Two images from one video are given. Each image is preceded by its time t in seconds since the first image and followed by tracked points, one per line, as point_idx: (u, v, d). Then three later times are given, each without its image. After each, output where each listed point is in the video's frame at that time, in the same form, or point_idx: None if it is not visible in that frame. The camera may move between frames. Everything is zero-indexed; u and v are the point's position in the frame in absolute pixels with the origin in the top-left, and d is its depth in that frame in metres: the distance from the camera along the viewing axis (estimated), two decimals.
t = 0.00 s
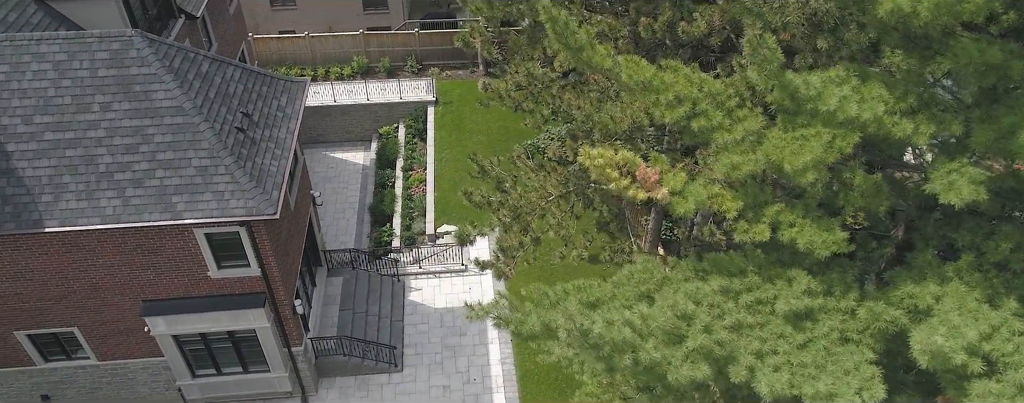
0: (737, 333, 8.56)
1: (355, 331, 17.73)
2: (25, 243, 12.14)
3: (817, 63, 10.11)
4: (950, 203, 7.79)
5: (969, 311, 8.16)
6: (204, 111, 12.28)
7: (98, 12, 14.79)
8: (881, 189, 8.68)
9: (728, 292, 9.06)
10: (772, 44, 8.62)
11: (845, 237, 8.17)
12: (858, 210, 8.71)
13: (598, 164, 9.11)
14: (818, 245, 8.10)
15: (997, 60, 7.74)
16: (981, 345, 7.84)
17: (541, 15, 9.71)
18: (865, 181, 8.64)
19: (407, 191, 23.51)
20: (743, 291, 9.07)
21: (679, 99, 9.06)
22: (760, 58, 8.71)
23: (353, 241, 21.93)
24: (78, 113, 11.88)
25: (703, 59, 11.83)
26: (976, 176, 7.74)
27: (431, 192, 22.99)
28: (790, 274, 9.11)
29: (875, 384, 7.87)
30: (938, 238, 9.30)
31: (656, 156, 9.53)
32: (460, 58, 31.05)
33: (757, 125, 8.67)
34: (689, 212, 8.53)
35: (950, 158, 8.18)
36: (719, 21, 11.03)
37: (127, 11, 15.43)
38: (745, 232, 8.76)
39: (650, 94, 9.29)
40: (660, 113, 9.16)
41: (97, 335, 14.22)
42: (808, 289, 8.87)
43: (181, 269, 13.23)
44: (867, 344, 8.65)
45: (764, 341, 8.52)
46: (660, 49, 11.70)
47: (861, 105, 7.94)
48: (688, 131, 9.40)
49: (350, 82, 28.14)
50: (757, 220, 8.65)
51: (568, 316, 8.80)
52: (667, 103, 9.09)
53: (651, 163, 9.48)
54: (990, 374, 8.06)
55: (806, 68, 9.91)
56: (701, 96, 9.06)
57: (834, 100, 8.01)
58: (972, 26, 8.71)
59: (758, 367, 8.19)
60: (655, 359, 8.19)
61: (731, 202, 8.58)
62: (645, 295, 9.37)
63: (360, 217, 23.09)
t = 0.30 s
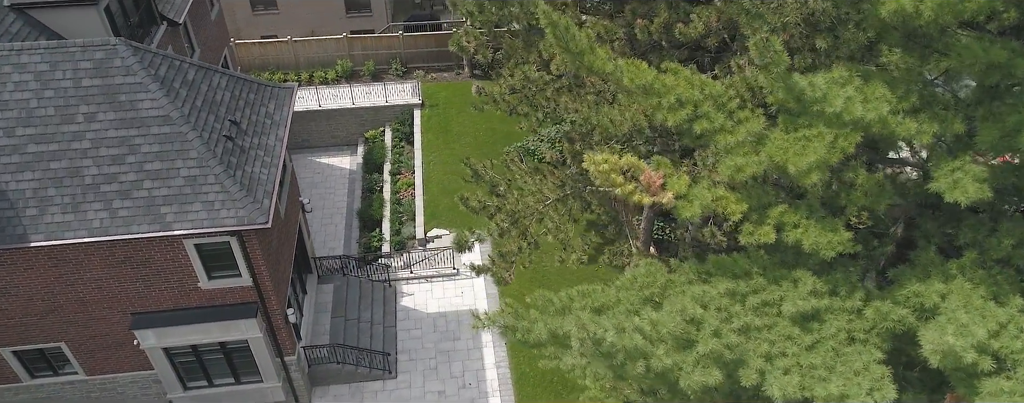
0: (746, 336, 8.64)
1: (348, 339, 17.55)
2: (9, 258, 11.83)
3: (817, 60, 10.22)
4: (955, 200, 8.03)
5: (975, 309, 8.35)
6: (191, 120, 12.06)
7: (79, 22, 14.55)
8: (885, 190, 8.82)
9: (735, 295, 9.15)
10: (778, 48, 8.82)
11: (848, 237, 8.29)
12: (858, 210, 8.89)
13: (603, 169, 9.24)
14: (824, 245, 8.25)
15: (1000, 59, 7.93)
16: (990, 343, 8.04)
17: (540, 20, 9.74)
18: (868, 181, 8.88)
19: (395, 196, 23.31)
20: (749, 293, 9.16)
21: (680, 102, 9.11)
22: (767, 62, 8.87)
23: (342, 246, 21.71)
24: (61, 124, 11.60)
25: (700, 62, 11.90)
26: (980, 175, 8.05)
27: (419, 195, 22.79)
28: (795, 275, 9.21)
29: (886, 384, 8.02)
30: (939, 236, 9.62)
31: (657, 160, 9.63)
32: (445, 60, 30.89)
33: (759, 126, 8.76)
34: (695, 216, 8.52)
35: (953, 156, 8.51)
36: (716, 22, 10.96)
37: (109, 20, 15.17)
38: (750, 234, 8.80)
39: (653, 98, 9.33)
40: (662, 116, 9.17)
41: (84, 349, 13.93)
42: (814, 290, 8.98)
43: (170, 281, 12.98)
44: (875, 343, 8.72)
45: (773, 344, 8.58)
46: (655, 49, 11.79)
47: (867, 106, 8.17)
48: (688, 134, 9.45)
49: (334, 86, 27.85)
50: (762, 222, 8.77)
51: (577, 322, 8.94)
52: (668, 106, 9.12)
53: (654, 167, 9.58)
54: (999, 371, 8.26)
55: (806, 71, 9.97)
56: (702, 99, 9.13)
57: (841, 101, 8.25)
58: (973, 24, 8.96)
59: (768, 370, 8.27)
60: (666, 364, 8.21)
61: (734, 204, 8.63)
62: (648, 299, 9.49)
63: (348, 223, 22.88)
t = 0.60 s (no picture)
0: (755, 338, 9.09)
1: (341, 347, 17.40)
2: None
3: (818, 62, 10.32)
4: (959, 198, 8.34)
5: (981, 305, 8.64)
6: (179, 129, 11.85)
7: (60, 31, 14.23)
8: (888, 188, 9.19)
9: (743, 297, 9.60)
10: (786, 50, 9.26)
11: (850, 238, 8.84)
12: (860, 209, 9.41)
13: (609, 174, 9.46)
14: (829, 245, 8.80)
15: (1003, 57, 8.07)
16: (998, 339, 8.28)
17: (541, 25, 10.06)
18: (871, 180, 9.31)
19: (384, 201, 23.07)
20: (757, 296, 9.61)
21: (682, 105, 9.42)
22: (774, 65, 9.34)
23: (331, 252, 21.51)
24: (45, 136, 11.34)
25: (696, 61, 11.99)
26: (983, 172, 8.33)
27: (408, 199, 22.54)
28: (801, 274, 9.69)
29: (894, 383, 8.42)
30: (941, 233, 9.91)
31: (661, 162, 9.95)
32: (431, 62, 30.60)
33: (764, 126, 9.21)
34: (701, 219, 9.02)
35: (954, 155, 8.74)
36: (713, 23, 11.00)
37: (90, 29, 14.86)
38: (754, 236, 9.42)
39: (655, 101, 9.60)
40: (665, 118, 9.52)
41: (73, 365, 13.66)
42: (819, 290, 9.40)
43: (162, 294, 12.77)
44: (882, 341, 9.20)
45: (783, 344, 9.02)
46: (650, 51, 11.78)
47: (872, 106, 8.36)
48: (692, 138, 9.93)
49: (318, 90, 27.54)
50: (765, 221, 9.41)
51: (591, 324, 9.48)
52: (670, 107, 9.45)
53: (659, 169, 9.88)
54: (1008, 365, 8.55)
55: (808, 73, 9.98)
56: (704, 100, 9.42)
57: (846, 102, 8.47)
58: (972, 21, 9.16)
59: (778, 372, 8.70)
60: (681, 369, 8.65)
61: (738, 206, 9.14)
62: (652, 302, 10.00)
63: (336, 228, 22.66)
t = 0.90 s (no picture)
0: (764, 339, 9.28)
1: (334, 353, 17.24)
2: None
3: (817, 60, 10.43)
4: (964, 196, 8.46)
5: (988, 301, 8.79)
6: (168, 138, 11.64)
7: (40, 39, 13.90)
8: (890, 186, 9.45)
9: (749, 298, 9.78)
10: (792, 51, 9.32)
11: (856, 237, 8.99)
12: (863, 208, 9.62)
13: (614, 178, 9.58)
14: (835, 245, 8.94)
15: (1009, 54, 8.20)
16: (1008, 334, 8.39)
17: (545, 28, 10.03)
18: (873, 178, 9.44)
19: (372, 205, 22.85)
20: (764, 297, 9.77)
21: (686, 107, 9.44)
22: (781, 67, 9.42)
23: (320, 259, 21.31)
24: (30, 148, 11.08)
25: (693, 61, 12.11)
26: (986, 169, 8.47)
27: (397, 202, 22.35)
28: (808, 274, 9.84)
29: (905, 384, 8.66)
30: (942, 229, 10.09)
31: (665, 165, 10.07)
32: (416, 64, 30.47)
33: (767, 126, 9.29)
34: (707, 221, 9.12)
35: (956, 154, 8.86)
36: (711, 24, 11.08)
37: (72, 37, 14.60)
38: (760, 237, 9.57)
39: (660, 104, 9.62)
40: (670, 119, 9.55)
41: (62, 380, 13.39)
42: (825, 290, 9.56)
43: (153, 305, 12.54)
44: (889, 339, 9.39)
45: (792, 344, 9.20)
46: (648, 52, 11.84)
47: (879, 106, 8.46)
48: (696, 139, 9.90)
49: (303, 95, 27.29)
50: (770, 222, 9.58)
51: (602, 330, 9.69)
52: (673, 109, 9.49)
53: (664, 171, 10.00)
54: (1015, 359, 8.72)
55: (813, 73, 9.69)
56: (707, 101, 9.45)
57: (851, 102, 8.58)
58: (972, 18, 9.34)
59: (789, 373, 8.91)
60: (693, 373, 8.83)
61: (743, 208, 9.21)
62: (657, 304, 10.19)
63: (325, 234, 22.48)
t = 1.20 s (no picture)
0: (774, 339, 9.46)
1: (328, 361, 17.07)
2: None
3: (817, 58, 10.85)
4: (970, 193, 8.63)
5: (995, 296, 8.95)
6: (157, 147, 11.44)
7: (21, 47, 13.59)
8: (893, 183, 9.72)
9: (758, 299, 9.94)
10: (801, 52, 9.40)
11: (862, 236, 9.14)
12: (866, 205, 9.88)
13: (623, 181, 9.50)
14: (841, 244, 9.09)
15: (1015, 52, 8.33)
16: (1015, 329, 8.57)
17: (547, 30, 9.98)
18: (877, 177, 9.78)
19: (360, 210, 22.58)
20: (771, 297, 9.92)
21: (689, 107, 9.43)
22: (790, 67, 9.53)
23: (310, 265, 21.07)
24: (15, 159, 10.82)
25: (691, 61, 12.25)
26: (990, 165, 8.63)
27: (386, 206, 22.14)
28: (814, 273, 9.98)
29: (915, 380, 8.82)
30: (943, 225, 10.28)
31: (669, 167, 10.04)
32: (400, 67, 30.26)
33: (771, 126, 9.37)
34: (714, 222, 9.19)
35: (959, 151, 9.03)
36: (710, 24, 11.04)
37: (54, 46, 14.32)
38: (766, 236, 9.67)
39: (664, 105, 9.57)
40: (674, 121, 9.48)
41: (52, 395, 13.12)
42: (832, 289, 9.73)
43: (145, 318, 12.32)
44: (896, 336, 9.58)
45: (802, 344, 9.39)
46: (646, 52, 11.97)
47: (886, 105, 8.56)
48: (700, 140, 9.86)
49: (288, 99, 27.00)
50: (776, 222, 9.72)
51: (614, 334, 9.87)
52: (678, 110, 9.46)
53: (668, 173, 9.97)
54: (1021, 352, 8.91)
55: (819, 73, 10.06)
56: (711, 102, 9.47)
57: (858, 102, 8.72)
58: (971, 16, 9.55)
59: (800, 373, 9.10)
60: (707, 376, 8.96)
61: (750, 208, 9.33)
62: (663, 306, 10.38)
63: (314, 239, 22.24)
